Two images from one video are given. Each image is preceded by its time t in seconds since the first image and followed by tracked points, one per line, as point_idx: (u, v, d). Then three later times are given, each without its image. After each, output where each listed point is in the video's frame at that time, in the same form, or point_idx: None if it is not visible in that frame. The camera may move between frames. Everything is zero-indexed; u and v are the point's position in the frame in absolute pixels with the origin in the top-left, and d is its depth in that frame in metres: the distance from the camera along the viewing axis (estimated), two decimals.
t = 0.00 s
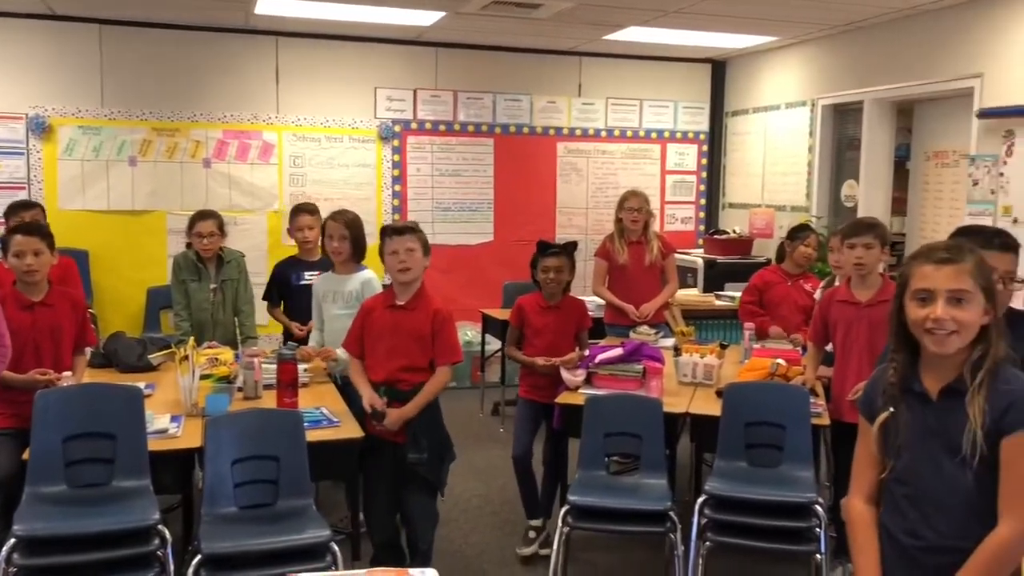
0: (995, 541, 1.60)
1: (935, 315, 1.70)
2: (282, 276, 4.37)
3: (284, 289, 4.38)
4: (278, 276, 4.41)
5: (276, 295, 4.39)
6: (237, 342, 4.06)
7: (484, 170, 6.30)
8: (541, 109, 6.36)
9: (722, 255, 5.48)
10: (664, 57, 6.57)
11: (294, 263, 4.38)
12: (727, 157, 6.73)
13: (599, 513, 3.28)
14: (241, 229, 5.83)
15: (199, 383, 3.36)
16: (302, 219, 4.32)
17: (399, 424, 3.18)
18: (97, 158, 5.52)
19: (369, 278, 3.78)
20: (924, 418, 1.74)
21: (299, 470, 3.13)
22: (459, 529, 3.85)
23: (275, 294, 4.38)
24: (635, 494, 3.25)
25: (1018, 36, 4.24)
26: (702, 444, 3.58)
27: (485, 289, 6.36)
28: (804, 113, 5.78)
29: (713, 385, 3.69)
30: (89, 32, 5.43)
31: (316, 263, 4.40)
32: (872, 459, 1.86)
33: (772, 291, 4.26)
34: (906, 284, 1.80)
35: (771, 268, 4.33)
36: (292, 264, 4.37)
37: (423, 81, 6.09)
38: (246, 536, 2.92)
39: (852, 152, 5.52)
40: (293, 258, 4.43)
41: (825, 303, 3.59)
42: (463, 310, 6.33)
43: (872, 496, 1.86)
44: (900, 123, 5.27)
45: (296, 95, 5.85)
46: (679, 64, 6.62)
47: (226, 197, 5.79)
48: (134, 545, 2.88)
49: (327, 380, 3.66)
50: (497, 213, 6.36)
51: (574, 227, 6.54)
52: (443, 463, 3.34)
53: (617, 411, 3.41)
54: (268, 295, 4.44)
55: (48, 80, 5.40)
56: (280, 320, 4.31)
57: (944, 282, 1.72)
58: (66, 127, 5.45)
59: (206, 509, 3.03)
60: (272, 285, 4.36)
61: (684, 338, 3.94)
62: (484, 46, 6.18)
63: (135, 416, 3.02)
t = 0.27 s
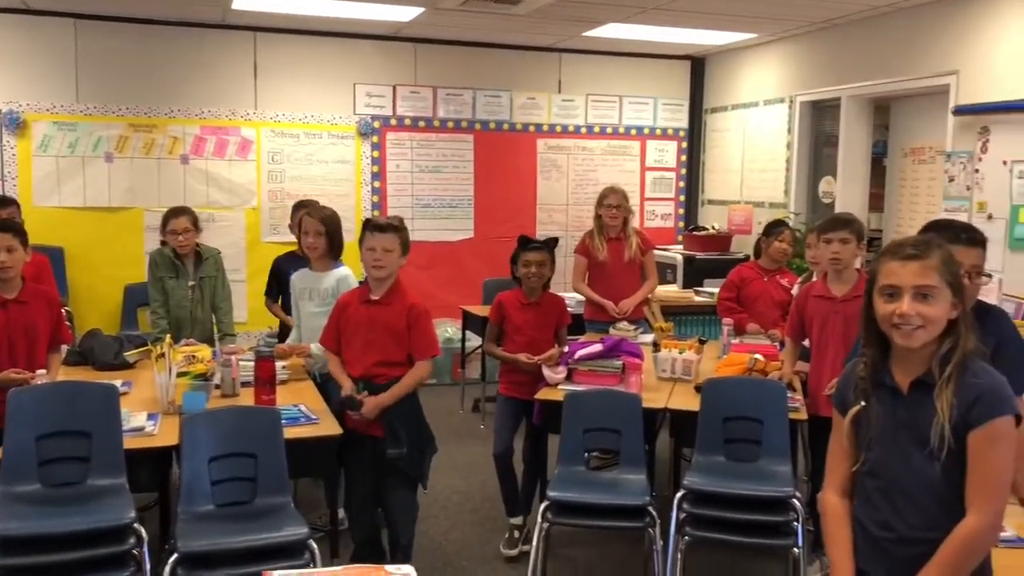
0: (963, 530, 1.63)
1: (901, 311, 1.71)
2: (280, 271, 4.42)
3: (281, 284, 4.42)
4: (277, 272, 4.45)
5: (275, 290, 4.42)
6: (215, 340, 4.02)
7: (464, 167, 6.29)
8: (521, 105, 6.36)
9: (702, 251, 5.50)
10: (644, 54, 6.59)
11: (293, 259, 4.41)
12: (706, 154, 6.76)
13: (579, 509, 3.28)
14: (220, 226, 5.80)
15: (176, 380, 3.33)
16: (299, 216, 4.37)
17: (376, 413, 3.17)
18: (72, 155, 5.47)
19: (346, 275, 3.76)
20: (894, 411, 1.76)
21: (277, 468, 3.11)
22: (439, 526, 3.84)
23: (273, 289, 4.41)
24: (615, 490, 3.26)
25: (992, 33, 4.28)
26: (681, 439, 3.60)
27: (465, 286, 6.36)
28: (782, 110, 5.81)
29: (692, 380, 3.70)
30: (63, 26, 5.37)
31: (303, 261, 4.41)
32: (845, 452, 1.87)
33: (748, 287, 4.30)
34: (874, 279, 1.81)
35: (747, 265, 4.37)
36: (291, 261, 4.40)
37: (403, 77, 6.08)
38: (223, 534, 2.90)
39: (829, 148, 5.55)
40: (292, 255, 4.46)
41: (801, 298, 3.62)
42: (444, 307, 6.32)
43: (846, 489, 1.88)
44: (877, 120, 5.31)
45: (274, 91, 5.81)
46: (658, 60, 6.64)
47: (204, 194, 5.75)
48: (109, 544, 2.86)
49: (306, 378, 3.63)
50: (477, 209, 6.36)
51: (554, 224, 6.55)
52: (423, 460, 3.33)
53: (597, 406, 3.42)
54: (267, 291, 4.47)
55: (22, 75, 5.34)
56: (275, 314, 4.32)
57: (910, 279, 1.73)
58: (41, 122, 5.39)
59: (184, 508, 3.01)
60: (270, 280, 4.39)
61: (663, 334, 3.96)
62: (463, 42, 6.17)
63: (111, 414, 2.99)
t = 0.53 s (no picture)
0: (934, 521, 1.65)
1: (872, 307, 1.72)
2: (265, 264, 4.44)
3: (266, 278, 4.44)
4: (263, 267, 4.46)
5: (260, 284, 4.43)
6: (192, 337, 4.01)
7: (445, 163, 6.28)
8: (502, 102, 6.34)
9: (682, 247, 5.51)
10: (625, 50, 6.59)
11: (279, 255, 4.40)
12: (687, 150, 6.78)
13: (559, 506, 3.28)
14: (199, 223, 5.76)
15: (154, 378, 3.31)
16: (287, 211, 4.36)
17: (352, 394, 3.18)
18: (48, 151, 5.40)
19: (325, 271, 3.73)
20: (867, 404, 1.77)
21: (255, 465, 3.09)
22: (420, 523, 3.83)
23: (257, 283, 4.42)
24: (595, 486, 3.26)
25: (970, 30, 4.31)
26: (662, 434, 3.60)
27: (446, 282, 6.35)
28: (762, 106, 5.83)
29: (672, 375, 3.71)
30: (38, 20, 5.30)
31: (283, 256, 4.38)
32: (819, 444, 1.90)
33: (727, 284, 4.31)
34: (848, 275, 1.81)
35: (727, 261, 4.38)
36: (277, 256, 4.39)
37: (383, 72, 6.05)
38: (201, 533, 2.88)
39: (809, 144, 5.58)
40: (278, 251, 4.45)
41: (781, 293, 3.63)
42: (425, 303, 6.31)
43: (821, 480, 1.90)
44: (856, 116, 5.33)
45: (254, 87, 5.77)
46: (639, 56, 6.65)
47: (182, 190, 5.70)
48: (84, 544, 2.83)
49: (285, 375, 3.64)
50: (458, 205, 6.34)
51: (535, 220, 6.55)
52: (403, 456, 3.31)
53: (577, 402, 3.42)
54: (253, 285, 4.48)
55: None
56: (259, 308, 4.33)
57: (882, 275, 1.73)
58: (16, 118, 5.32)
59: (162, 506, 2.99)
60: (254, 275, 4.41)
61: (644, 330, 3.96)
62: (444, 38, 6.15)
63: (87, 412, 2.96)
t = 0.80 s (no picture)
0: (903, 514, 1.67)
1: (843, 305, 1.74)
2: (240, 263, 4.38)
3: (239, 278, 4.38)
4: (236, 265, 4.39)
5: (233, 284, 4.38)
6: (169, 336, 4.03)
7: (426, 161, 6.27)
8: (483, 99, 6.34)
9: (663, 244, 5.52)
10: (606, 48, 6.60)
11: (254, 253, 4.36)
12: (668, 149, 6.80)
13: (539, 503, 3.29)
14: (178, 221, 5.73)
15: (132, 377, 3.29)
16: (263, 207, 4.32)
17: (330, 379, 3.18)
18: (25, 148, 5.35)
19: (308, 269, 3.71)
20: (838, 400, 1.79)
21: (234, 465, 3.08)
22: (401, 522, 3.84)
23: (231, 282, 4.37)
24: (574, 483, 3.27)
25: (946, 29, 4.35)
26: (641, 432, 3.62)
27: (427, 280, 6.34)
28: (742, 105, 5.86)
29: (651, 373, 3.73)
30: (14, 17, 5.25)
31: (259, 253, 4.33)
32: (792, 440, 1.92)
33: (703, 283, 4.36)
34: (820, 273, 1.83)
35: (703, 261, 4.44)
36: (252, 254, 4.34)
37: (363, 70, 6.04)
38: (180, 533, 2.86)
39: (788, 143, 5.61)
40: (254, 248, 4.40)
41: (760, 290, 3.67)
42: (406, 301, 6.30)
43: (793, 476, 1.92)
44: (834, 115, 5.37)
45: (233, 84, 5.75)
46: (620, 54, 6.66)
47: (161, 188, 5.67)
48: (62, 544, 2.81)
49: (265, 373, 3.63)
50: (439, 203, 6.34)
51: (517, 217, 6.56)
52: (382, 455, 3.32)
53: (556, 400, 3.43)
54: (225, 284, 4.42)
55: None
56: (234, 308, 4.29)
57: (853, 273, 1.75)
58: None
59: (139, 506, 2.97)
60: (228, 275, 4.36)
61: (624, 327, 3.98)
62: (425, 36, 6.15)
63: (64, 412, 2.94)
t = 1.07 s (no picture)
0: (875, 507, 1.68)
1: (819, 299, 1.75)
2: (198, 262, 4.28)
3: (200, 276, 4.29)
4: (196, 265, 4.29)
5: (193, 283, 4.29)
6: (145, 333, 4.00)
7: (406, 157, 6.26)
8: (462, 95, 6.33)
9: (643, 240, 5.53)
10: (586, 44, 6.60)
11: (212, 249, 4.29)
12: (648, 145, 6.82)
13: (518, 498, 3.29)
14: (155, 217, 5.68)
15: (107, 374, 3.26)
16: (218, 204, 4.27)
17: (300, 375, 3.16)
18: None
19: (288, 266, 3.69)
20: (813, 392, 1.80)
21: (210, 462, 3.06)
22: (380, 518, 3.83)
23: (193, 282, 4.28)
24: (553, 478, 3.27)
25: (922, 26, 4.38)
26: (619, 426, 3.63)
27: (407, 276, 6.33)
28: (721, 101, 5.89)
29: (630, 368, 3.74)
30: None
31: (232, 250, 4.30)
32: (768, 432, 1.93)
33: (676, 279, 4.39)
34: (798, 267, 1.84)
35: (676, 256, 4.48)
36: (211, 251, 4.28)
37: (342, 65, 6.01)
38: (156, 530, 2.84)
39: (767, 139, 5.64)
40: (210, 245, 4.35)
41: (740, 284, 3.68)
42: (386, 298, 6.29)
43: (768, 467, 1.93)
44: (813, 111, 5.40)
45: (210, 79, 5.71)
46: (600, 51, 6.67)
47: (138, 183, 5.63)
48: (34, 543, 2.78)
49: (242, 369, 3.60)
50: (419, 199, 6.32)
51: (497, 214, 6.56)
52: (361, 451, 3.31)
53: (535, 395, 3.43)
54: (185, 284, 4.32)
55: None
56: (199, 309, 4.21)
57: (829, 267, 1.76)
58: None
59: (114, 503, 2.94)
60: (188, 275, 4.27)
61: (603, 323, 3.98)
62: (404, 31, 6.13)
63: (38, 409, 2.91)
